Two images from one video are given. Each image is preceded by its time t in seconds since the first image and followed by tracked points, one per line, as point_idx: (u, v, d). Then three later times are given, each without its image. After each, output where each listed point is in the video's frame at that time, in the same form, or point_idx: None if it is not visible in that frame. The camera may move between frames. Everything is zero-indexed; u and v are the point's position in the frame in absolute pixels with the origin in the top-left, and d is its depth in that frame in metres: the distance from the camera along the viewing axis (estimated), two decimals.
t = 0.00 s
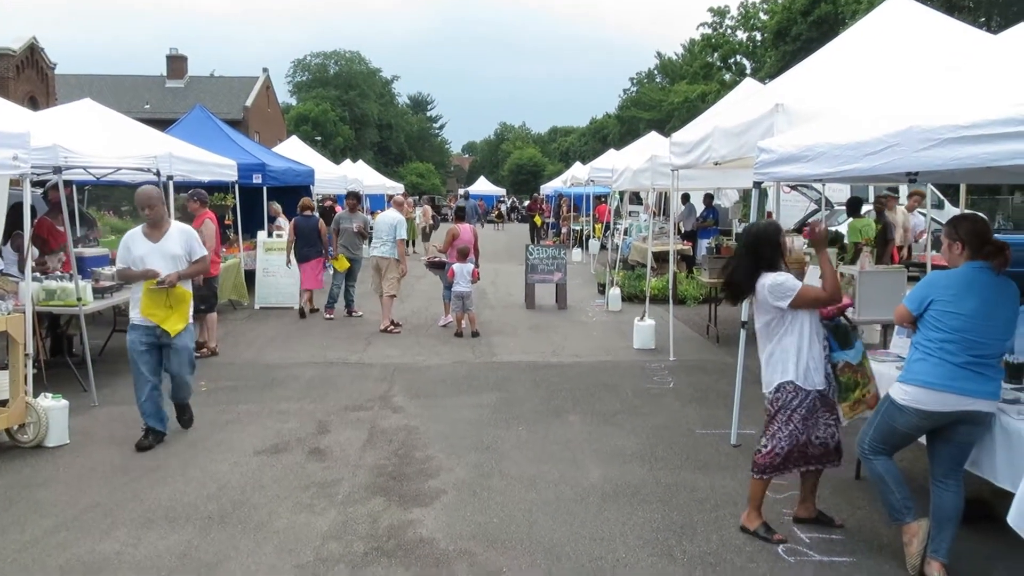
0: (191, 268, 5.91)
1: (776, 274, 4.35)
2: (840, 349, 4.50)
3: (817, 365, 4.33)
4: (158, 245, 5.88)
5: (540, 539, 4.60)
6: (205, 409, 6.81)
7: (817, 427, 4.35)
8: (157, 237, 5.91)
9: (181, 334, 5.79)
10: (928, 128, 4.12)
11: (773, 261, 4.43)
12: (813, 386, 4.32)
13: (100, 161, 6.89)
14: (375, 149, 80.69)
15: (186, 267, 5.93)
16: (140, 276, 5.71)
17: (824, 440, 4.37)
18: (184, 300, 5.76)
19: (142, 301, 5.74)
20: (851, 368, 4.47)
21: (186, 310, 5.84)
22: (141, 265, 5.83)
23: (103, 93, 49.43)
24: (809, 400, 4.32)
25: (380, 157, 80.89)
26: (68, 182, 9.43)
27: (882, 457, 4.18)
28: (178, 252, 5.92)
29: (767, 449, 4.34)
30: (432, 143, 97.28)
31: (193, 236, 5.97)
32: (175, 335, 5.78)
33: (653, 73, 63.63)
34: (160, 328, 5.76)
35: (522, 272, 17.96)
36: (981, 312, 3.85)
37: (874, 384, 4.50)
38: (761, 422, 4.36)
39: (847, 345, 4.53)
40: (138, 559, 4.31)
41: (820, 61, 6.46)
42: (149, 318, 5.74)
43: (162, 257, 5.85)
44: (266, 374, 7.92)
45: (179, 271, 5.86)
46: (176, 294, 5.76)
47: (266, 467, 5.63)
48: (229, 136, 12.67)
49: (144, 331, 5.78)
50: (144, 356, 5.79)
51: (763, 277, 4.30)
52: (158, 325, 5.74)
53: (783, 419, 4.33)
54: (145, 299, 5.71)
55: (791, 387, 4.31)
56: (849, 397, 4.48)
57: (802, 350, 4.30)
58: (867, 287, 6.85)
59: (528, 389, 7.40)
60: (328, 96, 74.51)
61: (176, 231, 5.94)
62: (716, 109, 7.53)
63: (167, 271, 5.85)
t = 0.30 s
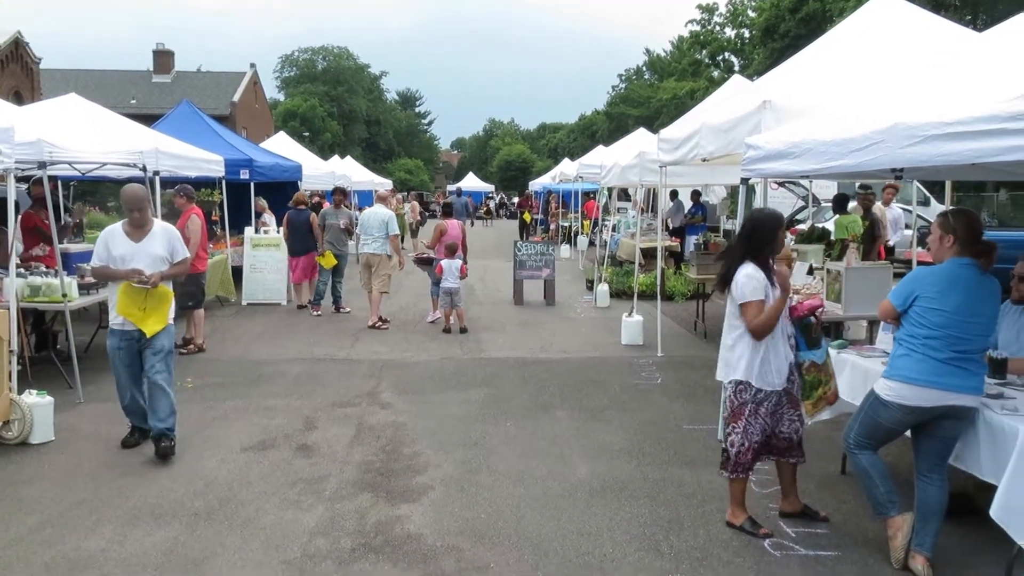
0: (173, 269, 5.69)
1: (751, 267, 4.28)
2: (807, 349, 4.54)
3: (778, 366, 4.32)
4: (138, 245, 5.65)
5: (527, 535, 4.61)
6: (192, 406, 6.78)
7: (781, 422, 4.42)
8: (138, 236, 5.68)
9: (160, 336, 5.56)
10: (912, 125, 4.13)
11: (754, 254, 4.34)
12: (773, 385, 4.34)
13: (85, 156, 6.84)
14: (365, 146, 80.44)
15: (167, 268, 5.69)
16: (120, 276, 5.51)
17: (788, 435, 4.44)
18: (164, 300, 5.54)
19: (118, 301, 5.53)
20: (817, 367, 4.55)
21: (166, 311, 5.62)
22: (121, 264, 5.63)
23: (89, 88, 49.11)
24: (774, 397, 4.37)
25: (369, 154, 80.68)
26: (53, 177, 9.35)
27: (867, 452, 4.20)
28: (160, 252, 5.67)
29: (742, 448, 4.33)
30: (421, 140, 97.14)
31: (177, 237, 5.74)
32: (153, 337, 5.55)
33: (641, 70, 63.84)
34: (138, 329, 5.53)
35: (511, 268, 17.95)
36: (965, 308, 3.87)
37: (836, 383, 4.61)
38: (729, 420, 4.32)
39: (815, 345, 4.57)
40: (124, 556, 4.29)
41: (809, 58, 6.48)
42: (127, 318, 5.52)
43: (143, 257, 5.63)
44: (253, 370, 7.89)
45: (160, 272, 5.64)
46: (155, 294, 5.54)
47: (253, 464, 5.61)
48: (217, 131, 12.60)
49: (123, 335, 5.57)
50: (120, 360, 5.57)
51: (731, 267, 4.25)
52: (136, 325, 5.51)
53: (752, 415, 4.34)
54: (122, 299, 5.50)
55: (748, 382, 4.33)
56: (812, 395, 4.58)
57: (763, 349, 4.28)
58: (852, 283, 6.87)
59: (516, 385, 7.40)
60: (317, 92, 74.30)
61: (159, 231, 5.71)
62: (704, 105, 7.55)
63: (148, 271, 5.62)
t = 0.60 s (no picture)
0: (164, 272, 5.37)
1: (747, 262, 4.22)
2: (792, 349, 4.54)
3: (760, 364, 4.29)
4: (128, 245, 5.33)
5: (518, 530, 4.61)
6: (180, 403, 6.74)
7: (760, 417, 4.46)
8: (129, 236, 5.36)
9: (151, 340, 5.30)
10: (900, 119, 4.14)
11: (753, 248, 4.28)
12: (752, 382, 4.32)
13: (71, 152, 6.79)
14: (353, 143, 80.20)
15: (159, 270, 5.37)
16: (107, 278, 5.20)
17: (765, 429, 4.48)
18: (156, 302, 5.25)
19: (106, 303, 5.22)
20: (800, 366, 4.56)
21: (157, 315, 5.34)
22: (109, 265, 5.30)
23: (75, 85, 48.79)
24: (755, 392, 4.38)
25: (358, 151, 80.48)
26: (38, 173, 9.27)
27: (854, 446, 4.22)
28: (151, 254, 5.36)
29: (721, 441, 4.37)
30: (409, 137, 96.93)
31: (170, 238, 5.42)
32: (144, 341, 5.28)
33: (629, 67, 63.93)
34: (127, 332, 5.24)
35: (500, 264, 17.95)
36: (951, 303, 3.90)
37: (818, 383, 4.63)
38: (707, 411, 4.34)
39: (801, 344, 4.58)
40: (112, 554, 4.27)
41: (796, 53, 6.50)
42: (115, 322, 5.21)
43: (132, 258, 5.31)
44: (242, 367, 7.86)
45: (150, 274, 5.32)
46: (148, 298, 5.27)
47: (242, 461, 5.59)
48: (204, 128, 12.53)
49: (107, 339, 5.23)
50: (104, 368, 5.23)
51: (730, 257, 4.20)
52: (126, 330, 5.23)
53: (732, 409, 4.36)
54: (111, 302, 5.19)
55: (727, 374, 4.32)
56: (792, 392, 4.61)
57: (746, 344, 4.26)
58: (840, 277, 6.91)
59: (505, 381, 7.41)
60: (304, 88, 74.05)
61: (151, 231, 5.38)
62: (693, 101, 7.56)
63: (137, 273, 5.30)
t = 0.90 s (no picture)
0: (148, 270, 5.21)
1: (758, 254, 4.26)
2: (793, 343, 4.49)
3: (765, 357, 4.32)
4: (110, 244, 5.16)
5: (510, 526, 4.61)
6: (171, 401, 6.71)
7: (760, 411, 4.45)
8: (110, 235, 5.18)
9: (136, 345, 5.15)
10: (889, 115, 4.16)
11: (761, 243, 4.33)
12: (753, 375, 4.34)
13: (59, 149, 6.77)
14: (343, 139, 79.93)
15: (144, 269, 5.20)
16: (88, 279, 5.04)
17: (764, 423, 4.47)
18: (139, 303, 5.09)
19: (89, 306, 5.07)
20: (801, 362, 4.48)
21: (143, 316, 5.18)
22: (90, 266, 5.13)
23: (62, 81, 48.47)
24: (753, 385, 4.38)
25: (348, 147, 80.25)
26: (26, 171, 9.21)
27: (844, 441, 4.26)
28: (135, 252, 5.18)
29: (714, 432, 4.40)
30: (400, 133, 96.73)
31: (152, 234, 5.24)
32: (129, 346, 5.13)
33: (619, 62, 63.93)
34: (112, 336, 5.09)
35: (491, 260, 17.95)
36: (941, 299, 3.92)
37: (820, 380, 4.54)
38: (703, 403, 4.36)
39: (802, 340, 4.52)
40: (103, 553, 4.25)
41: (785, 49, 6.52)
42: (99, 325, 5.06)
43: (114, 258, 5.14)
44: (232, 364, 7.83)
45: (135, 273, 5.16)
46: (131, 299, 5.10)
47: (233, 458, 5.58)
48: (193, 124, 12.47)
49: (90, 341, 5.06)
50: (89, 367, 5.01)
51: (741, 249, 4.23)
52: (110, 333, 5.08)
53: (728, 402, 4.37)
54: (94, 305, 5.03)
55: (731, 367, 4.33)
56: (794, 388, 4.50)
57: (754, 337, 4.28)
58: (829, 271, 6.95)
59: (497, 377, 7.41)
60: (293, 84, 73.76)
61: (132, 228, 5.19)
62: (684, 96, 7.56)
63: (119, 273, 5.14)
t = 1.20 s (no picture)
0: (120, 269, 4.92)
1: (761, 246, 4.35)
2: (806, 335, 4.56)
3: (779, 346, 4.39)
4: (76, 245, 4.85)
5: (505, 522, 4.62)
6: (164, 399, 6.69)
7: (779, 405, 4.50)
8: (76, 235, 4.87)
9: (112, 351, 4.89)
10: (881, 111, 4.17)
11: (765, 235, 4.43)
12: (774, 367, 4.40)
13: (50, 148, 6.74)
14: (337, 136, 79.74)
15: (115, 269, 4.92)
16: (57, 284, 4.73)
17: (784, 416, 4.53)
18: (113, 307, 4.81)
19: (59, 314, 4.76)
20: (813, 354, 4.53)
21: (117, 320, 4.92)
22: (57, 270, 4.81)
23: (53, 78, 48.25)
24: (773, 379, 4.43)
25: (341, 144, 80.10)
26: (17, 169, 9.19)
27: (839, 437, 4.27)
28: (104, 251, 4.90)
29: (736, 429, 4.45)
30: (393, 130, 96.56)
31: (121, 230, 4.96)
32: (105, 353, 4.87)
33: (611, 58, 63.92)
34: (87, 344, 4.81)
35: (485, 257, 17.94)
36: (933, 294, 3.93)
37: (832, 374, 4.58)
38: (726, 400, 4.41)
39: (814, 331, 4.57)
40: (97, 552, 4.24)
41: (778, 45, 6.52)
42: (72, 333, 4.77)
43: (82, 259, 4.84)
44: (226, 362, 7.81)
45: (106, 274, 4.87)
46: (103, 302, 4.82)
47: (227, 456, 5.57)
48: (185, 121, 12.42)
49: (61, 353, 4.78)
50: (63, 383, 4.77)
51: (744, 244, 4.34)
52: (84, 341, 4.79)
53: (749, 398, 4.42)
54: (64, 312, 4.74)
55: (749, 360, 4.41)
56: (807, 380, 4.54)
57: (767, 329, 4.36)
58: (824, 263, 6.99)
59: (491, 374, 7.41)
60: (286, 80, 73.56)
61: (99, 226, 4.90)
62: (677, 92, 7.55)
63: (89, 275, 4.84)
